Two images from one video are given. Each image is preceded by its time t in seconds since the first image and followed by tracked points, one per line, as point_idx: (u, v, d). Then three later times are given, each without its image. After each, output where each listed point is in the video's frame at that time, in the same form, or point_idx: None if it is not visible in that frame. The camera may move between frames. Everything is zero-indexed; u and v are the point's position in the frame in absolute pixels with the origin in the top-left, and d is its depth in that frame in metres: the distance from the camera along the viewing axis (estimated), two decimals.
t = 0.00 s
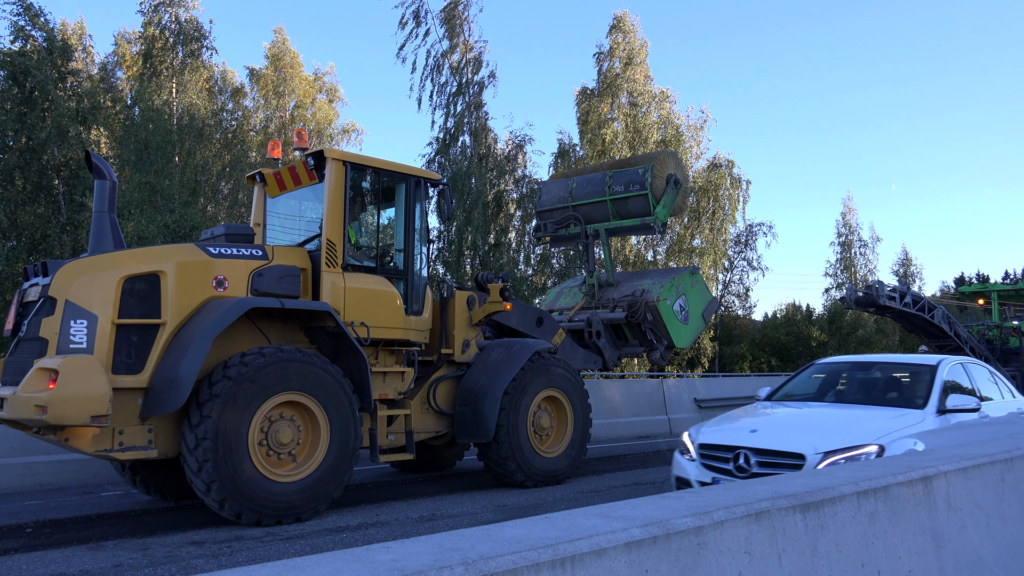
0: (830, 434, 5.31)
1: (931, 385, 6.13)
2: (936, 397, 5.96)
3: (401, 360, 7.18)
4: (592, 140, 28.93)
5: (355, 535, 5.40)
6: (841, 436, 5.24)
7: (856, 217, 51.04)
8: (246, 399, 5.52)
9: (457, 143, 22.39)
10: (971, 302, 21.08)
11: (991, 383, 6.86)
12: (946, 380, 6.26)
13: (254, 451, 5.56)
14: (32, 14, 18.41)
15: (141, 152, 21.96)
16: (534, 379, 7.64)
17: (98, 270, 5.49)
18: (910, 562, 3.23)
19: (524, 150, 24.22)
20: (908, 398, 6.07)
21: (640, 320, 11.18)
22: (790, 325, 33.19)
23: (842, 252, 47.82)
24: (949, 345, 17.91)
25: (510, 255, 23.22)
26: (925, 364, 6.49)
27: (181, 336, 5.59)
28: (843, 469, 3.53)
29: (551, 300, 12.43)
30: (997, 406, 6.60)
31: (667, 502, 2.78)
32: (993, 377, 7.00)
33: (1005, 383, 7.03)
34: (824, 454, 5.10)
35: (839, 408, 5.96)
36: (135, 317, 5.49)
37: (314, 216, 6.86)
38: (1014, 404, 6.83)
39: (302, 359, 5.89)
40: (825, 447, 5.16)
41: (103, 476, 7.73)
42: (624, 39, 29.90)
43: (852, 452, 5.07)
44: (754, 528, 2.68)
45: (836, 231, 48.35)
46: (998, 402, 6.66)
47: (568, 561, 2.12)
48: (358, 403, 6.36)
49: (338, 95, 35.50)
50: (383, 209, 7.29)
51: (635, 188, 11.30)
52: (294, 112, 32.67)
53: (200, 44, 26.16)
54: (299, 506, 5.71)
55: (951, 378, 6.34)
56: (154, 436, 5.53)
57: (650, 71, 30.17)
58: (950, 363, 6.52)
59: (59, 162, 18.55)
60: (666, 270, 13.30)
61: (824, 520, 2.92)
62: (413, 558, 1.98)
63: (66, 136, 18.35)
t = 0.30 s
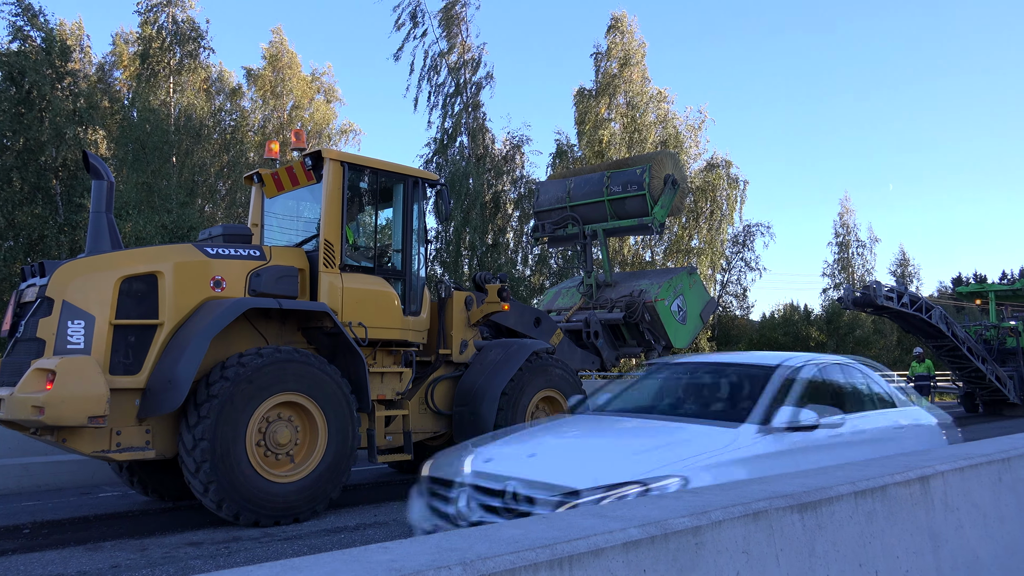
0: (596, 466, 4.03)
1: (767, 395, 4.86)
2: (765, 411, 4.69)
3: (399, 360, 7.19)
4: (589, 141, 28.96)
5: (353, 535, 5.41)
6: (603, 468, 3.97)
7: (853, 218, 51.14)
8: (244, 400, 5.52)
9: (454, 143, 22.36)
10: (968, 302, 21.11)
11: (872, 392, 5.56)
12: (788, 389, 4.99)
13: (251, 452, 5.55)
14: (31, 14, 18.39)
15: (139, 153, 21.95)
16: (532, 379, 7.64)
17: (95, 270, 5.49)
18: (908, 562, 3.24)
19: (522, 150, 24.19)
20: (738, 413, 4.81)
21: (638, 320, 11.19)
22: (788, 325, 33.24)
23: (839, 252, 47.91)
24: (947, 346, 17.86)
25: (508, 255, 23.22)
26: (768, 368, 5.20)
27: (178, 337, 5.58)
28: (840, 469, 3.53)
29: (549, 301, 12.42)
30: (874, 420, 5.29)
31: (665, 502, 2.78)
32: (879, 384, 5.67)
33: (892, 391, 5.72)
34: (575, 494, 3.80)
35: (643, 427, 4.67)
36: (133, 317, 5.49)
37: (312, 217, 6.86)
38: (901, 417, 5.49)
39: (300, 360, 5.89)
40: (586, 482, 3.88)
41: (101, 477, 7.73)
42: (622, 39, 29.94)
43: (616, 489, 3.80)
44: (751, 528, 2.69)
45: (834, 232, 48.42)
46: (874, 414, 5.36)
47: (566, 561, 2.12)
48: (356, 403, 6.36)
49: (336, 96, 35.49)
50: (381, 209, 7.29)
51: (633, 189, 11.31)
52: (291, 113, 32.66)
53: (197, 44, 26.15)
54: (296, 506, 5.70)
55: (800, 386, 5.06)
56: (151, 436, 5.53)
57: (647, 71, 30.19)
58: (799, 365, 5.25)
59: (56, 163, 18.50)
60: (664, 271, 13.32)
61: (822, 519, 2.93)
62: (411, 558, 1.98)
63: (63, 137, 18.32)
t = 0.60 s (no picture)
0: (169, 514, 2.62)
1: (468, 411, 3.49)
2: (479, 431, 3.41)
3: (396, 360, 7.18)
4: (586, 141, 29.00)
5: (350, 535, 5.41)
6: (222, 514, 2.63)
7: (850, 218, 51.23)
8: (242, 400, 5.51)
9: (452, 143, 22.35)
10: (965, 302, 21.13)
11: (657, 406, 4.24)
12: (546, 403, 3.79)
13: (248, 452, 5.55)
14: (29, 14, 18.36)
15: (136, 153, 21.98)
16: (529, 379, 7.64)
17: (93, 270, 5.49)
18: (904, 561, 3.24)
19: (519, 150, 24.19)
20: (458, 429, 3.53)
21: (635, 320, 11.20)
22: (785, 325, 33.32)
23: (836, 252, 48.00)
24: (944, 346, 17.85)
25: (505, 255, 23.23)
26: (501, 366, 3.87)
27: (175, 337, 5.57)
28: (837, 469, 3.54)
29: (547, 301, 12.42)
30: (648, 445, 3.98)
31: (661, 502, 2.78)
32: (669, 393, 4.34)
33: (684, 393, 4.42)
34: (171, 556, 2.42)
35: (270, 456, 3.25)
36: (129, 317, 5.49)
37: (310, 217, 6.86)
38: (698, 438, 4.21)
39: (298, 360, 5.89)
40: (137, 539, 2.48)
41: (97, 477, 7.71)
42: (619, 40, 29.97)
43: (115, 563, 2.34)
44: (748, 527, 2.69)
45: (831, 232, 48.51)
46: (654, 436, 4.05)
47: (564, 560, 2.13)
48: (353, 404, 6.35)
49: (333, 96, 35.47)
50: (378, 209, 7.29)
51: (631, 189, 11.32)
52: (289, 113, 32.64)
53: (194, 43, 26.28)
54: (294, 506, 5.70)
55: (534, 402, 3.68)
56: (148, 436, 5.52)
57: (644, 71, 30.21)
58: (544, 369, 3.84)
59: (55, 164, 18.39)
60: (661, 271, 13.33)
61: (818, 519, 2.93)
62: (408, 557, 1.98)
63: (61, 136, 18.28)
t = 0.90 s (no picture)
0: None
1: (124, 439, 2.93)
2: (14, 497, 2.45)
3: (392, 360, 7.18)
4: (583, 140, 29.03)
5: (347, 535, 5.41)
6: None
7: (846, 218, 51.37)
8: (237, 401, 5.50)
9: (448, 143, 22.36)
10: (959, 302, 21.19)
11: (222, 431, 2.96)
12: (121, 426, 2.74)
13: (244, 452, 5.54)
14: (25, 13, 18.31)
15: (131, 153, 21.93)
16: (525, 379, 7.64)
17: (88, 270, 5.48)
18: (899, 561, 3.26)
19: (516, 150, 24.18)
20: None
21: (631, 320, 11.21)
22: (781, 325, 33.40)
23: (831, 252, 48.11)
24: (938, 345, 17.91)
25: (501, 255, 23.22)
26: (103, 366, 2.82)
27: (170, 337, 5.57)
28: (832, 469, 3.55)
29: (543, 301, 12.43)
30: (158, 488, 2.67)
31: (656, 502, 2.79)
32: (244, 412, 3.06)
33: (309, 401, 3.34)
34: None
35: None
36: (124, 317, 5.48)
37: (306, 217, 6.85)
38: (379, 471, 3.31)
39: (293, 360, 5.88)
40: None
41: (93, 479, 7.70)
42: (614, 40, 30.01)
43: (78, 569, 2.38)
44: (743, 527, 2.70)
45: (826, 232, 48.64)
46: (177, 477, 2.74)
47: (559, 559, 2.13)
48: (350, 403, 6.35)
49: (329, 95, 35.43)
50: (375, 209, 7.29)
51: (626, 189, 11.32)
52: (285, 113, 32.58)
53: (189, 43, 26.17)
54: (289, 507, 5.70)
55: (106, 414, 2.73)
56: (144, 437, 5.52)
57: (640, 71, 30.25)
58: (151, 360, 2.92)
59: (50, 164, 18.42)
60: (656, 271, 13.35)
61: (813, 518, 2.94)
62: (403, 558, 1.98)
63: (55, 135, 18.22)
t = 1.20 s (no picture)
0: None
1: None
2: None
3: (387, 361, 7.18)
4: (578, 141, 29.06)
5: (341, 537, 5.40)
6: None
7: (839, 218, 51.58)
8: (231, 403, 5.50)
9: (443, 144, 22.33)
10: (952, 302, 21.28)
11: None
12: None
13: (239, 454, 5.53)
14: (19, 13, 18.23)
15: (125, 154, 21.80)
16: (520, 380, 7.65)
17: (82, 272, 5.47)
18: (892, 560, 3.27)
19: (510, 150, 24.18)
20: None
21: (626, 321, 11.23)
22: (775, 325, 33.49)
23: (825, 253, 48.27)
24: (932, 345, 17.98)
25: (496, 256, 23.19)
26: None
27: (164, 338, 5.55)
28: (825, 468, 3.56)
29: (537, 302, 12.42)
30: None
31: (650, 502, 2.79)
32: None
33: None
34: None
35: None
36: (118, 318, 5.46)
37: (300, 218, 6.85)
38: None
39: (287, 361, 5.88)
40: None
41: (87, 481, 7.67)
42: (609, 40, 30.06)
43: None
44: (736, 526, 2.71)
45: (820, 233, 48.80)
46: None
47: (553, 560, 2.14)
48: (344, 405, 6.35)
49: (323, 96, 35.36)
50: (369, 210, 7.28)
51: (621, 189, 11.35)
52: (280, 113, 32.51)
53: (182, 44, 25.99)
54: (284, 508, 5.70)
55: None
56: (138, 439, 5.50)
57: (634, 72, 30.31)
58: None
59: (41, 164, 18.35)
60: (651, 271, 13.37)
61: (807, 518, 2.96)
62: (398, 559, 1.98)
63: (49, 136, 18.26)
